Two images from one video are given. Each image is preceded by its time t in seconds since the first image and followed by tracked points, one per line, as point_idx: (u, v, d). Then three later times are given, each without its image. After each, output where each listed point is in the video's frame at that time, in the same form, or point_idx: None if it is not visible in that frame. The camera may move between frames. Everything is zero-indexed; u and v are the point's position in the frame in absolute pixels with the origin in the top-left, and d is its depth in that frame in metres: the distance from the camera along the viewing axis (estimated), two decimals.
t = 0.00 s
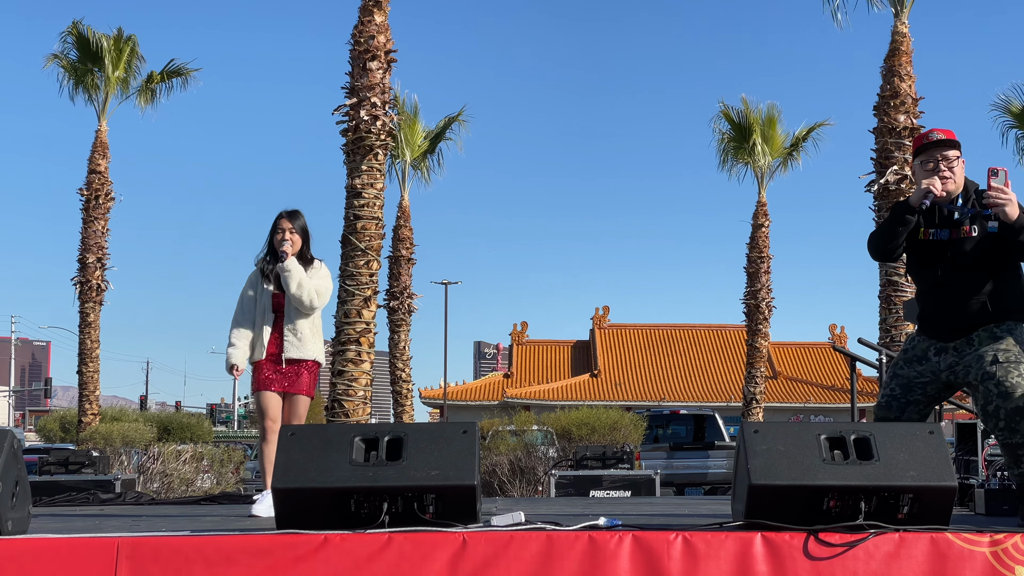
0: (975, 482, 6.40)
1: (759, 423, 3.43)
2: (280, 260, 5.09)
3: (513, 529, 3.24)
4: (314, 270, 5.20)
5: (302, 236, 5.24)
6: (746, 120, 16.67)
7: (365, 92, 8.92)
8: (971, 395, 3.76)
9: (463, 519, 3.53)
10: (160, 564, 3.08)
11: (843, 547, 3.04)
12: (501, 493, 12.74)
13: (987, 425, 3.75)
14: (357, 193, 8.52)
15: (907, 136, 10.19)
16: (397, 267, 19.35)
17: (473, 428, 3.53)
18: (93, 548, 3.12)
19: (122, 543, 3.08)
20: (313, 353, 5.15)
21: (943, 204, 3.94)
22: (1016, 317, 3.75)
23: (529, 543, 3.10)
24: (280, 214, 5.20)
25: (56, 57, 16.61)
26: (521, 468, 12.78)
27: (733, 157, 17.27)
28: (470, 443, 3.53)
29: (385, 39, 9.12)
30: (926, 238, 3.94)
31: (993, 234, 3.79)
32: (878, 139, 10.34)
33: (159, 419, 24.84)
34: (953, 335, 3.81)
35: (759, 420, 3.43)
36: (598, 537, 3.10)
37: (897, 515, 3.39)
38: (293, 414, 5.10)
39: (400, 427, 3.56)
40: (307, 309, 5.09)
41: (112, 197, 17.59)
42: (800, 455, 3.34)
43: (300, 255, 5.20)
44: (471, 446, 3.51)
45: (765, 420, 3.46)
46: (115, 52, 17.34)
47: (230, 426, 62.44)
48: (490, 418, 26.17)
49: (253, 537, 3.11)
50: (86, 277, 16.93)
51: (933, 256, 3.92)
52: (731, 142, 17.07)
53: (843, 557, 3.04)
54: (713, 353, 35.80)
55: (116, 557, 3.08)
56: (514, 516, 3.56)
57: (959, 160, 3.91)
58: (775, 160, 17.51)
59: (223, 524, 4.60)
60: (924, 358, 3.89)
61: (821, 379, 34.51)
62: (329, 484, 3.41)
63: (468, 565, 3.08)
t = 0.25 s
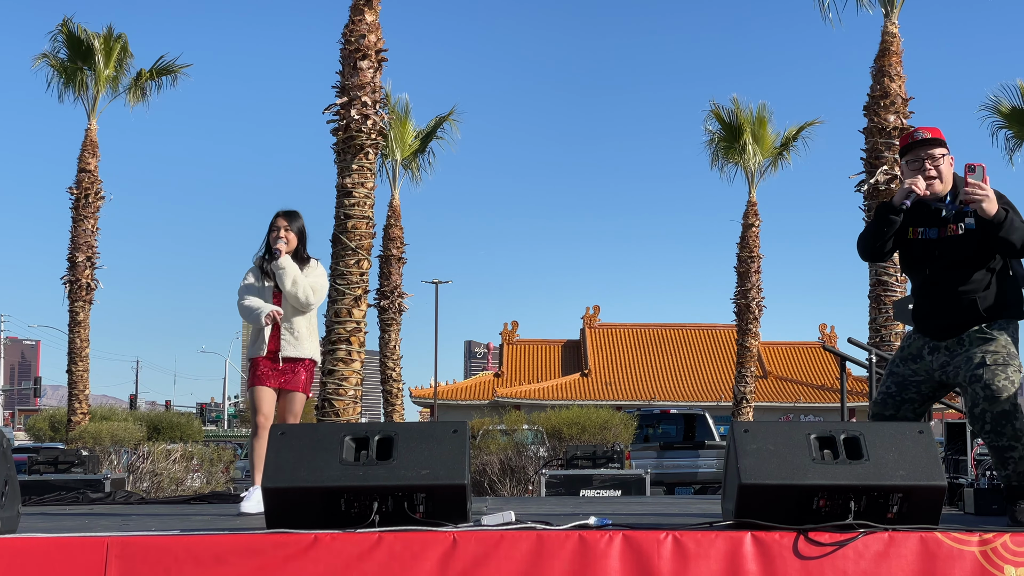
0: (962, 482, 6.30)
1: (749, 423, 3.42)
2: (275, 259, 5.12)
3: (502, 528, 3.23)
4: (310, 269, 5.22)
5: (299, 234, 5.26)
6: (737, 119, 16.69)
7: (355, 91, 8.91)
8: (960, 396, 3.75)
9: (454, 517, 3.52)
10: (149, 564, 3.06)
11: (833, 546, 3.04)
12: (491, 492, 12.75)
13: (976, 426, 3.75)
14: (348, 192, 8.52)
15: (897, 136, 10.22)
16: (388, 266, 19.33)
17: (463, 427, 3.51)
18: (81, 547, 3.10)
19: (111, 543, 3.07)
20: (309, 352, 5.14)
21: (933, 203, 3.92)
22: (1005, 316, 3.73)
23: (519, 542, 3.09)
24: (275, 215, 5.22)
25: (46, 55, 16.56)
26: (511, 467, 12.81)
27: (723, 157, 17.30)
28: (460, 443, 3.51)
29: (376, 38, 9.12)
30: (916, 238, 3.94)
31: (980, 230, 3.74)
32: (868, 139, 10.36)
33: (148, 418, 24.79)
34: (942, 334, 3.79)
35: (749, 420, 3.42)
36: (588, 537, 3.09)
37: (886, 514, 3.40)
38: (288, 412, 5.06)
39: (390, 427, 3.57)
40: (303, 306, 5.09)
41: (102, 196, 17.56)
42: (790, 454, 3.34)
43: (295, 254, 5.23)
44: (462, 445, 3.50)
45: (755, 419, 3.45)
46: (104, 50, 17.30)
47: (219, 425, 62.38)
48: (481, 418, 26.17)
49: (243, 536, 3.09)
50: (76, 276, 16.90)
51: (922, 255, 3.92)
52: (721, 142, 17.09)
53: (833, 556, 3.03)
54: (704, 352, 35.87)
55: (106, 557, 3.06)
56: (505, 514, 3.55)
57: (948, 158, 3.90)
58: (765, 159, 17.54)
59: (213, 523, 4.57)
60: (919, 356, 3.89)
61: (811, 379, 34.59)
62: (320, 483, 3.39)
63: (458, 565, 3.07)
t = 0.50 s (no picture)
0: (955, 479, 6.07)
1: (741, 422, 3.37)
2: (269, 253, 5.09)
3: (494, 527, 3.21)
4: (303, 266, 5.20)
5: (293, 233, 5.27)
6: (729, 119, 16.70)
7: (347, 90, 8.91)
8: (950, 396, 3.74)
9: (445, 517, 3.47)
10: (141, 563, 3.04)
11: (824, 545, 3.03)
12: (483, 492, 12.76)
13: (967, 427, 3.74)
14: (339, 191, 8.54)
15: (888, 136, 10.24)
16: (379, 265, 19.30)
17: (454, 427, 3.46)
18: (71, 546, 3.06)
19: (102, 542, 3.05)
20: (301, 348, 5.10)
21: (925, 203, 3.90)
22: (996, 317, 3.70)
23: (511, 541, 3.07)
24: (271, 212, 5.23)
25: (38, 54, 16.54)
26: (503, 466, 12.83)
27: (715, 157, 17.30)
28: (452, 443, 3.45)
29: (368, 37, 9.12)
30: (908, 238, 3.92)
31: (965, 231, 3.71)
32: (860, 139, 10.38)
33: (139, 417, 24.77)
34: (935, 335, 3.77)
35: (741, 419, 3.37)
36: (580, 536, 3.08)
37: (878, 513, 3.38)
38: (280, 410, 5.01)
39: (382, 425, 3.50)
40: (296, 301, 5.05)
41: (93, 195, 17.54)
42: (782, 454, 3.29)
43: (289, 251, 5.22)
44: (453, 445, 3.44)
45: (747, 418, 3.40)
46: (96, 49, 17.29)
47: (210, 424, 62.37)
48: (474, 417, 26.16)
49: (234, 535, 3.07)
50: (67, 274, 16.89)
51: (913, 256, 3.90)
52: (713, 141, 17.10)
53: (824, 556, 3.03)
54: (696, 352, 35.91)
55: (97, 555, 3.05)
56: (496, 514, 3.52)
57: (941, 158, 3.87)
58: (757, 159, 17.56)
59: (206, 522, 4.55)
60: (912, 354, 3.88)
61: (802, 378, 34.63)
62: (311, 483, 3.34)
63: (450, 564, 3.05)
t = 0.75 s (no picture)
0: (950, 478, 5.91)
1: (733, 421, 3.35)
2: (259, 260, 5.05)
3: (487, 526, 3.20)
4: (294, 271, 5.15)
5: (288, 237, 5.20)
6: (721, 119, 16.71)
7: (341, 89, 8.90)
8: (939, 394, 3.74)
9: (438, 515, 3.45)
10: (133, 562, 3.02)
11: (817, 544, 3.02)
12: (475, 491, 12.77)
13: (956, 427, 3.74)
14: (333, 190, 8.54)
15: (881, 135, 10.25)
16: (372, 264, 19.29)
17: (448, 425, 3.44)
18: (63, 544, 3.05)
19: (95, 541, 3.03)
20: (290, 351, 5.02)
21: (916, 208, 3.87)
22: (985, 320, 3.68)
23: (504, 541, 3.06)
24: (264, 216, 5.16)
25: (30, 52, 16.51)
26: (496, 465, 12.87)
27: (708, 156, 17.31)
28: (445, 442, 3.43)
29: (361, 36, 9.12)
30: (899, 243, 3.90)
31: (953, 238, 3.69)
32: (853, 138, 10.40)
33: (131, 416, 24.77)
34: (925, 337, 3.76)
35: (734, 418, 3.35)
36: (573, 535, 3.06)
37: (870, 513, 3.36)
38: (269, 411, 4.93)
39: (375, 424, 3.47)
40: (285, 309, 5.03)
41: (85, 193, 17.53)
42: (774, 452, 3.28)
43: (282, 257, 5.17)
44: (446, 444, 3.42)
45: (740, 417, 3.38)
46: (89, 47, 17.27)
47: (203, 422, 62.34)
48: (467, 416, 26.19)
49: (227, 534, 3.06)
50: (59, 273, 16.89)
51: (903, 262, 3.88)
52: (706, 141, 17.11)
53: (817, 555, 3.01)
54: (689, 351, 35.94)
55: (89, 554, 3.03)
56: (489, 513, 3.50)
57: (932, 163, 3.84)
58: (750, 158, 17.56)
59: (199, 521, 4.54)
60: (903, 351, 3.89)
61: (794, 377, 34.68)
62: (302, 482, 3.30)
63: (443, 564, 3.04)
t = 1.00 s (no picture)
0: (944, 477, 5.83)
1: (727, 420, 3.33)
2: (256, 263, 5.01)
3: (481, 524, 3.19)
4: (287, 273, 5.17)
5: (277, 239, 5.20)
6: (716, 118, 16.71)
7: (335, 88, 8.90)
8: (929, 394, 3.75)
9: (432, 515, 3.44)
10: (127, 561, 3.01)
11: (810, 543, 3.02)
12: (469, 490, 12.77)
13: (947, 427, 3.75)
14: (327, 189, 8.56)
15: (875, 135, 10.27)
16: (366, 263, 19.28)
17: (442, 424, 3.44)
18: (56, 544, 3.04)
19: (89, 540, 3.03)
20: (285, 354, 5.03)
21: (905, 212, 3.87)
22: (972, 322, 3.68)
23: (498, 539, 3.05)
24: (254, 218, 5.11)
25: (25, 50, 16.48)
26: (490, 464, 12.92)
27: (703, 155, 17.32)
28: (439, 441, 3.42)
29: (355, 34, 9.11)
30: (888, 246, 3.92)
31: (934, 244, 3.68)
32: (846, 138, 10.41)
33: (125, 415, 24.76)
34: (912, 338, 3.79)
35: (727, 417, 3.33)
36: (567, 534, 3.05)
37: (864, 512, 3.33)
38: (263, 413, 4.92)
39: (369, 423, 3.46)
40: (282, 312, 5.05)
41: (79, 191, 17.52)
42: (768, 452, 3.25)
43: (274, 259, 5.15)
44: (440, 443, 3.41)
45: (733, 416, 3.36)
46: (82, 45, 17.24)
47: (196, 421, 62.29)
48: (461, 415, 26.18)
49: (221, 533, 3.05)
50: (53, 271, 16.87)
51: (893, 265, 3.90)
52: (700, 140, 17.12)
53: (811, 554, 3.01)
54: (683, 351, 35.99)
55: (83, 554, 3.02)
56: (483, 512, 3.48)
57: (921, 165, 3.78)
58: (744, 157, 17.56)
59: (192, 519, 4.53)
60: (894, 351, 3.90)
61: (788, 376, 34.71)
62: (296, 481, 3.28)
63: (438, 563, 3.03)
